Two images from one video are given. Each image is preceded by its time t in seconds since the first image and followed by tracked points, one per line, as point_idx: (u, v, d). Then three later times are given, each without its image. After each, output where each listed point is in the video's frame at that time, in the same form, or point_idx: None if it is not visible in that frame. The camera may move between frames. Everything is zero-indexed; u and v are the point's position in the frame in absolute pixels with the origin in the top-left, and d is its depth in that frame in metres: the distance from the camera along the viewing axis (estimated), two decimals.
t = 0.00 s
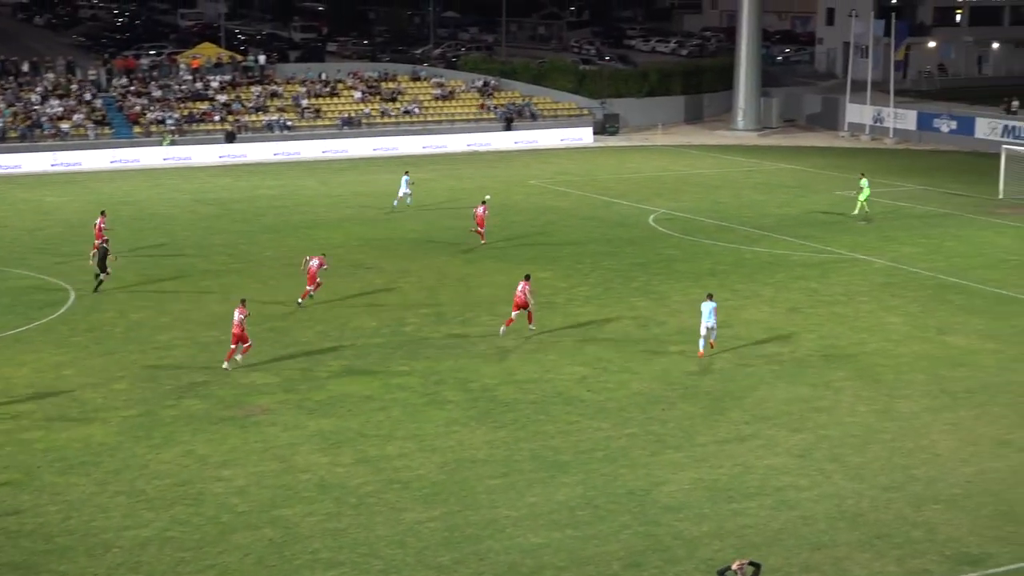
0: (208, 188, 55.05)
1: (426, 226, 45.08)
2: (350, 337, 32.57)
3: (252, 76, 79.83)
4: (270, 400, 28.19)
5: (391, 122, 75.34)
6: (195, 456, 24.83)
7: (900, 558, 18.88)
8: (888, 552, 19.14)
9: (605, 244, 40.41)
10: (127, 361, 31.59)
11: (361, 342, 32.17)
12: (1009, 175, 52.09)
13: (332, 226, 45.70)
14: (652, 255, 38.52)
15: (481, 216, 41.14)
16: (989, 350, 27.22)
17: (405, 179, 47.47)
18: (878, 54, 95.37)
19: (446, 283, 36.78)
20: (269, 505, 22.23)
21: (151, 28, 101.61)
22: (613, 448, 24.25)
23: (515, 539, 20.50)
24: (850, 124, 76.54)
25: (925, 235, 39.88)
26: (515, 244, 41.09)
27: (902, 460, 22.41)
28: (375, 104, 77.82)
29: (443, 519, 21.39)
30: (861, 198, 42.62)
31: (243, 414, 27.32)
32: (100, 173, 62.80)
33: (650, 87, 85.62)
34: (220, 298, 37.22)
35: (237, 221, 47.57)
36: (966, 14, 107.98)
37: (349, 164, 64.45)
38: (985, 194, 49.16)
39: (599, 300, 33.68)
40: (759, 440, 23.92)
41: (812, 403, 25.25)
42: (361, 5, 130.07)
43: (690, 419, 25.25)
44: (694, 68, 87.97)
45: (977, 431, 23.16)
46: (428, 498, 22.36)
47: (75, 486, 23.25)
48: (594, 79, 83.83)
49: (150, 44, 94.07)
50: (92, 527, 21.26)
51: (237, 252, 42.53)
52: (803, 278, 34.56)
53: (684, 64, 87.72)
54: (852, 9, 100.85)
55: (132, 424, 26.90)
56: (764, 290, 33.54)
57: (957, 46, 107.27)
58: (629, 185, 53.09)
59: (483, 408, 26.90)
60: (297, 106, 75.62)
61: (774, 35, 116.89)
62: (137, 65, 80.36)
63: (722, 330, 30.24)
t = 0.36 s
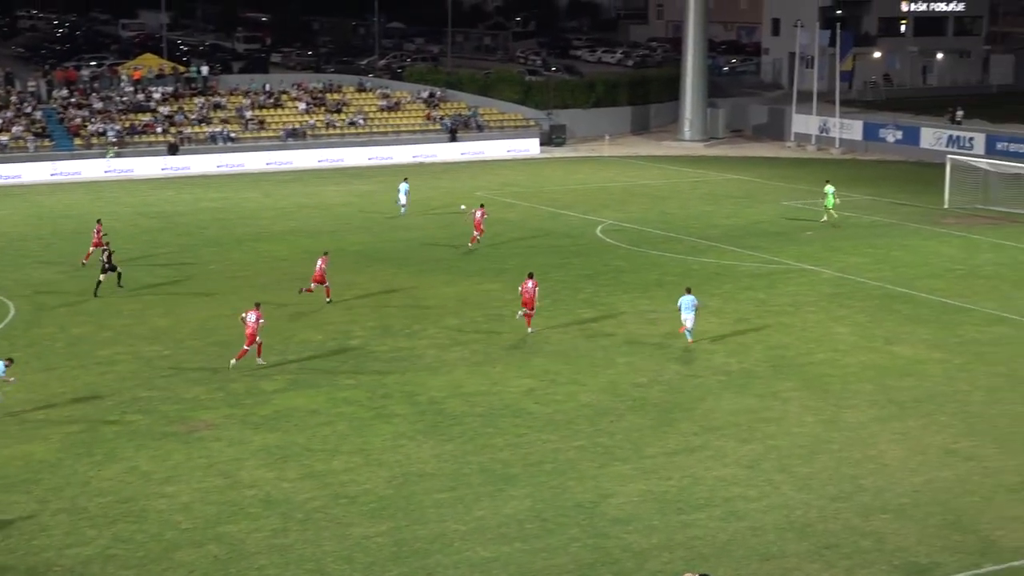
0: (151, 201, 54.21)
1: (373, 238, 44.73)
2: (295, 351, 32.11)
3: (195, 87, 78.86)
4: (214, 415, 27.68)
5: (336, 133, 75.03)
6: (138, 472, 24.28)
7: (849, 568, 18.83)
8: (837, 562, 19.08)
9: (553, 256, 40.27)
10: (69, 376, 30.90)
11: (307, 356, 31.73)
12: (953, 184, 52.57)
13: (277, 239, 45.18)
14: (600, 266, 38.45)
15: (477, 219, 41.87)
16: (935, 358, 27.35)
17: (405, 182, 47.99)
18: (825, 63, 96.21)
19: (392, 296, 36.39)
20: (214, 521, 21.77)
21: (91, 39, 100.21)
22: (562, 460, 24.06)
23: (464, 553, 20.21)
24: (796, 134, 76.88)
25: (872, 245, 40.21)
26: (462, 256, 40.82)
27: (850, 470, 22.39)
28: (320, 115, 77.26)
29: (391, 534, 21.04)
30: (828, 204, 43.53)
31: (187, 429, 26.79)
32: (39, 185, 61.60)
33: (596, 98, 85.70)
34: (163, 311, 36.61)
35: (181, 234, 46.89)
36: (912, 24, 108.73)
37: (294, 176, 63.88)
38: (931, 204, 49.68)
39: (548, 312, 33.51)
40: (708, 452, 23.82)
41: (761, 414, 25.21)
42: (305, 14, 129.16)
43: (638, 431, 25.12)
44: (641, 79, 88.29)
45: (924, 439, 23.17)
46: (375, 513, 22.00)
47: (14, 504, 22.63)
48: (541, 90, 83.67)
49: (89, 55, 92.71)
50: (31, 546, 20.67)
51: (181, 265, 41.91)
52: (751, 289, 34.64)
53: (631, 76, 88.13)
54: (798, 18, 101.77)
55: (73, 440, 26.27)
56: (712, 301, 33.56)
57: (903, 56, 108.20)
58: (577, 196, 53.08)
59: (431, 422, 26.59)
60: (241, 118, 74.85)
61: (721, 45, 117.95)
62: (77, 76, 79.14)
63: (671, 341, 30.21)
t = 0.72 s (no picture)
0: (84, 209, 52.90)
1: (315, 246, 43.92)
2: (235, 363, 31.21)
3: (130, 93, 77.20)
4: (150, 430, 26.73)
5: (275, 140, 73.70)
6: (72, 489, 23.34)
7: None
8: (790, 573, 18.65)
9: (499, 263, 39.73)
10: None
11: (248, 367, 30.87)
12: (904, 188, 52.53)
13: (216, 248, 44.22)
14: (547, 274, 37.96)
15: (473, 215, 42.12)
16: (886, 366, 27.13)
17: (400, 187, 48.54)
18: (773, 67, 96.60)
19: (335, 305, 35.61)
20: (151, 538, 20.91)
21: (24, 44, 98.17)
22: (509, 473, 23.49)
23: (409, 570, 19.52)
24: (744, 139, 76.73)
25: (821, 252, 40.12)
26: (406, 264, 40.14)
27: (802, 480, 22.00)
28: (259, 122, 75.88)
29: (334, 551, 20.30)
30: (796, 211, 44.27)
31: (124, 443, 25.86)
32: None
33: (541, 103, 85.35)
34: (99, 322, 35.52)
35: (117, 242, 45.75)
36: (860, 28, 108.79)
37: (232, 183, 62.86)
38: (881, 210, 49.83)
39: (495, 320, 32.92)
40: (657, 462, 23.37)
41: (711, 423, 24.81)
42: (243, 18, 127.48)
43: (586, 441, 24.62)
44: (587, 83, 88.20)
45: (876, 448, 22.83)
46: (317, 528, 21.27)
47: None
48: (485, 95, 83.32)
49: (20, 59, 90.64)
50: None
51: (117, 274, 40.80)
52: (700, 296, 34.34)
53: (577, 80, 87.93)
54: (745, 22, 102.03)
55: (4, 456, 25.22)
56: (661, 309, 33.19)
57: (851, 60, 107.62)
58: (522, 202, 52.62)
59: (374, 435, 25.88)
60: (177, 124, 73.28)
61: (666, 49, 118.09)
62: (6, 81, 77.10)
63: (621, 350, 29.79)
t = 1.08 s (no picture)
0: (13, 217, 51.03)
1: (256, 255, 42.64)
2: (172, 377, 29.94)
3: (60, 96, 74.21)
4: (81, 447, 25.44)
5: (213, 144, 69.63)
6: None
7: None
8: None
9: (447, 272, 38.81)
10: None
11: (185, 381, 29.63)
12: (863, 194, 52.31)
13: (152, 257, 42.78)
14: (496, 283, 37.09)
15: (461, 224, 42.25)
16: (845, 376, 26.54)
17: (393, 189, 48.65)
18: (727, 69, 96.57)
19: (275, 316, 34.43)
20: (79, 562, 19.67)
21: None
22: (456, 489, 22.53)
23: None
24: (699, 143, 76.27)
25: (777, 258, 39.64)
26: (351, 273, 39.04)
27: (758, 494, 21.22)
28: (195, 125, 71.92)
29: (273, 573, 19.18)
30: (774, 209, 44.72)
31: (54, 461, 24.54)
32: None
33: (489, 105, 84.27)
34: (30, 334, 34.02)
35: (48, 251, 44.10)
36: (816, 28, 108.38)
37: (166, 190, 61.13)
38: (838, 215, 49.55)
39: (442, 331, 31.96)
40: (610, 477, 22.52)
41: (665, 436, 24.03)
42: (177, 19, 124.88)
43: (537, 456, 23.75)
44: (536, 85, 87.45)
45: (834, 460, 22.12)
46: (256, 549, 20.14)
47: None
48: (431, 97, 81.48)
49: None
50: None
51: (48, 285, 39.25)
52: (654, 305, 33.66)
53: (526, 81, 87.11)
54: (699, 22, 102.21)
55: None
56: (613, 318, 32.45)
57: (807, 61, 106.43)
58: (469, 209, 51.66)
59: (317, 451, 24.80)
60: (108, 128, 69.25)
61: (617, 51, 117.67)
62: None
63: (571, 360, 28.98)
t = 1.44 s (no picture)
0: None
1: (202, 265, 41.90)
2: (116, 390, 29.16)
3: None
4: (20, 461, 24.63)
5: (157, 152, 68.53)
6: None
7: None
8: None
9: (396, 281, 38.33)
10: None
11: (130, 393, 28.87)
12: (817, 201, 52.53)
13: (95, 267, 41.88)
14: (446, 292, 36.68)
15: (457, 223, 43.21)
16: (799, 385, 26.40)
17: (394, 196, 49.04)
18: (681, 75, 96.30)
19: (221, 327, 33.76)
20: None
21: None
22: (408, 501, 22.08)
23: None
24: (651, 149, 75.67)
25: (731, 266, 39.56)
26: (298, 283, 38.48)
27: (713, 504, 20.93)
28: (138, 133, 70.71)
29: None
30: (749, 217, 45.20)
31: None
32: None
33: (438, 112, 83.79)
34: None
35: None
36: (769, 33, 107.52)
37: (109, 200, 60.03)
38: (794, 222, 49.62)
39: (393, 341, 31.47)
40: (563, 488, 22.16)
41: (619, 446, 23.73)
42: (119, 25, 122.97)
43: (489, 467, 23.35)
44: (486, 92, 87.27)
45: (789, 470, 21.90)
46: (201, 566, 19.53)
47: None
48: (379, 104, 80.90)
49: None
50: None
51: None
52: (606, 314, 33.42)
53: (476, 89, 86.80)
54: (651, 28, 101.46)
55: None
56: (565, 328, 32.14)
57: (760, 66, 106.65)
58: (419, 217, 51.20)
59: (265, 464, 24.21)
60: (49, 136, 67.93)
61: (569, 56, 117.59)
62: None
63: (524, 370, 28.61)
